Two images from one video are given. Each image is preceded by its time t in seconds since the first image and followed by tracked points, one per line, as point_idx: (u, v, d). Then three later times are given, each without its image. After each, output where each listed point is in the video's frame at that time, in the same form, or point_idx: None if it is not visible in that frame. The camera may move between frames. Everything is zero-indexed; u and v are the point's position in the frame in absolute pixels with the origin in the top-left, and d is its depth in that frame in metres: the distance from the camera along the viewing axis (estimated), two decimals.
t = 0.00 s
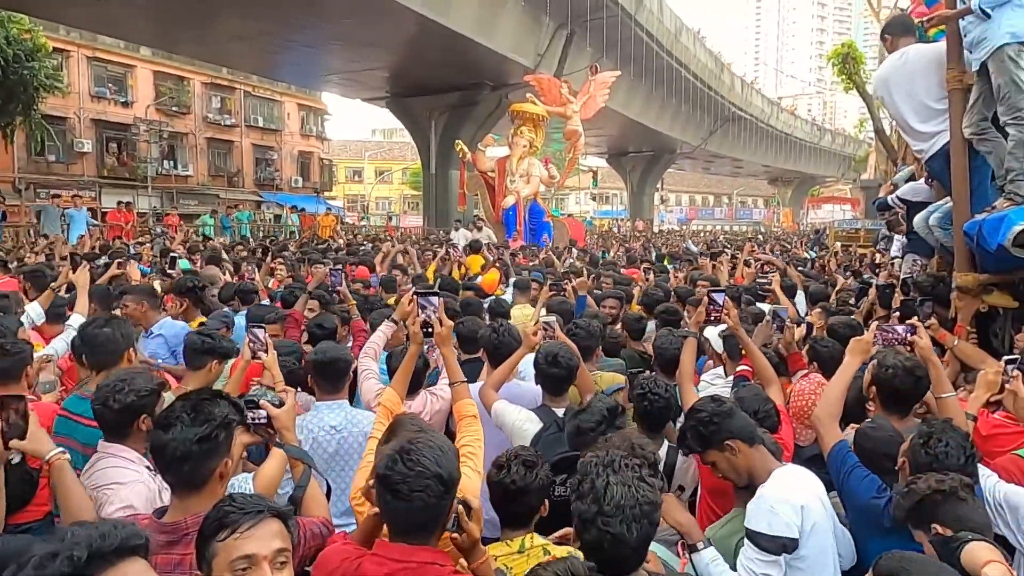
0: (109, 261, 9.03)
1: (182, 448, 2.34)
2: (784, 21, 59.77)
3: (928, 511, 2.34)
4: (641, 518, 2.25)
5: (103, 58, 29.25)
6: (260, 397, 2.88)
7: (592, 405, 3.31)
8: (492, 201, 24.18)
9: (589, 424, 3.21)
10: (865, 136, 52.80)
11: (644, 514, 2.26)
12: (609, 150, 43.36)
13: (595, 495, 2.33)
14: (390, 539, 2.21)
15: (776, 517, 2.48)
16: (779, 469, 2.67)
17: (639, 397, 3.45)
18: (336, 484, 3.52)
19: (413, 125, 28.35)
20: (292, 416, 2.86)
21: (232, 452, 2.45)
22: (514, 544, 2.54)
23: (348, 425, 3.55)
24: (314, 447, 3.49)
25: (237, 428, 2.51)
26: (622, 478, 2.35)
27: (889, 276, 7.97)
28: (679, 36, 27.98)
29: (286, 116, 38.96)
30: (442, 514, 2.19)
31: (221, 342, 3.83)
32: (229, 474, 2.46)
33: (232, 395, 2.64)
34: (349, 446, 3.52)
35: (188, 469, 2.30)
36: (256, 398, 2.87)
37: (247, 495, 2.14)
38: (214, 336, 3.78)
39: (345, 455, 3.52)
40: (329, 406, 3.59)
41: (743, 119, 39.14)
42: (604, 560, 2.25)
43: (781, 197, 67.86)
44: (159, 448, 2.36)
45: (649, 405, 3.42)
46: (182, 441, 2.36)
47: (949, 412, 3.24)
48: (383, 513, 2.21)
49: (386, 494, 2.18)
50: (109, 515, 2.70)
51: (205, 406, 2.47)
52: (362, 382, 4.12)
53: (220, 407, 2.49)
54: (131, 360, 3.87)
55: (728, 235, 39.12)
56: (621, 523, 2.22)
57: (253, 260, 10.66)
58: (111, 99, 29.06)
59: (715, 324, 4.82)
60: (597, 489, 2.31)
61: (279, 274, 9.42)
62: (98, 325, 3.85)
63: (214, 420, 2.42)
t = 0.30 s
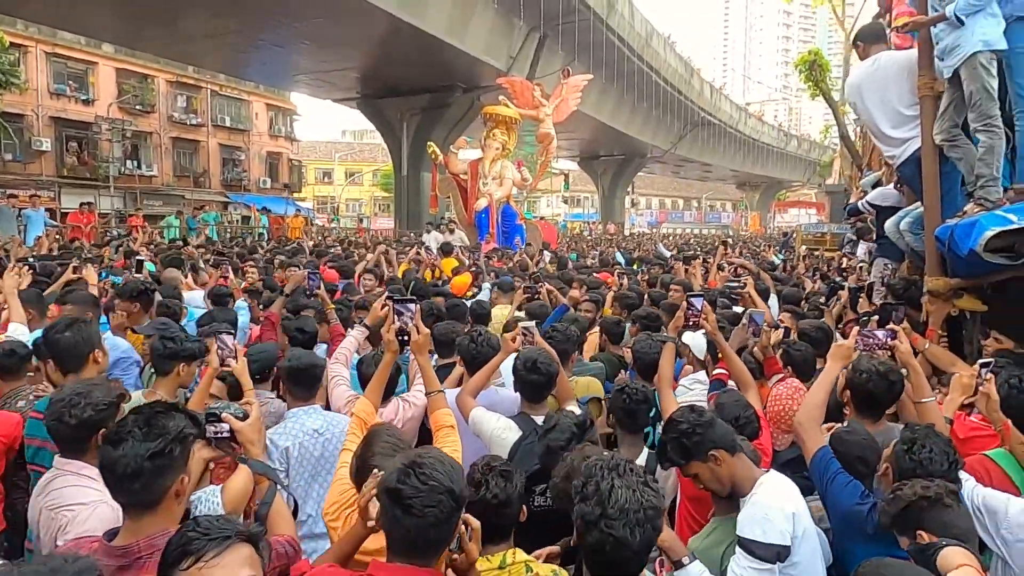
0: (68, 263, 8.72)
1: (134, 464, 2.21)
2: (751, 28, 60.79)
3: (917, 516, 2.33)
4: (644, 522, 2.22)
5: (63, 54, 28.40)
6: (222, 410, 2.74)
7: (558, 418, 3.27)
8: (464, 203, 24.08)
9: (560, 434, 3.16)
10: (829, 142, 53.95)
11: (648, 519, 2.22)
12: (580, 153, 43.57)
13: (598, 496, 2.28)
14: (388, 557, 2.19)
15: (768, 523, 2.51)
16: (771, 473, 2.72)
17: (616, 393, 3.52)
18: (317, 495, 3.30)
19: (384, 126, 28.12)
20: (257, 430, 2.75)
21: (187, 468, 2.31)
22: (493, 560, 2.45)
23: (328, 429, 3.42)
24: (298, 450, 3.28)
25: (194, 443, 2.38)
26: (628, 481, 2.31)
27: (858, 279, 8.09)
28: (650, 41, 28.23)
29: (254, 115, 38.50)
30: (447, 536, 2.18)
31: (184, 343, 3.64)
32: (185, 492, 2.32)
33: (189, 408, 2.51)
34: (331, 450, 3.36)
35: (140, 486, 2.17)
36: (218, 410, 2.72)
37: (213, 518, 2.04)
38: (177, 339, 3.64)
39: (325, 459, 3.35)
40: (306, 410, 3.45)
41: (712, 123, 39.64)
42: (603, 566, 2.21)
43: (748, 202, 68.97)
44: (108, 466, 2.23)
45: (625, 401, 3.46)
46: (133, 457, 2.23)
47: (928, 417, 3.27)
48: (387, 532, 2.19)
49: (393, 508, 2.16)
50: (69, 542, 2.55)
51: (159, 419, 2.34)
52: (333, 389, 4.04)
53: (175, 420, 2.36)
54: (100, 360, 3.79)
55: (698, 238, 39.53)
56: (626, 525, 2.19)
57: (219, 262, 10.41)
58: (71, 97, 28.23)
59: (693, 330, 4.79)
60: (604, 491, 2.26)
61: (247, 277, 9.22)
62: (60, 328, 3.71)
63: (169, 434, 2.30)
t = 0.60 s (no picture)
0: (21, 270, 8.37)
1: (57, 491, 2.04)
2: (719, 39, 61.80)
3: (904, 528, 2.29)
4: (647, 533, 2.11)
5: (21, 55, 27.54)
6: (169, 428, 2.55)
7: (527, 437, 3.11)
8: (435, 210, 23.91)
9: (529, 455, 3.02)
10: (795, 151, 55.05)
11: (648, 530, 2.12)
12: (552, 160, 43.71)
13: (600, 506, 2.18)
14: None
15: (747, 535, 2.43)
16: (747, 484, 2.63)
17: (593, 400, 3.44)
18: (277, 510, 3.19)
19: (355, 132, 27.87)
20: (205, 449, 2.50)
21: (121, 493, 2.15)
22: None
23: (279, 439, 3.29)
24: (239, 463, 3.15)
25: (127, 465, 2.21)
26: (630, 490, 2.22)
27: (828, 286, 8.17)
28: (621, 49, 28.47)
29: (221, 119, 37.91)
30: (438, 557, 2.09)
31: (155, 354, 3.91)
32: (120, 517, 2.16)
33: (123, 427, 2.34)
34: (287, 460, 3.25)
35: (64, 516, 2.00)
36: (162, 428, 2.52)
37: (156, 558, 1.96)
38: (150, 351, 3.90)
39: (283, 469, 3.24)
40: (252, 424, 3.31)
41: (681, 132, 40.11)
42: None
43: (716, 209, 69.98)
44: (30, 493, 2.06)
45: (601, 408, 3.39)
46: (57, 484, 2.06)
47: (908, 426, 3.22)
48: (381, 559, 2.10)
49: (395, 525, 2.08)
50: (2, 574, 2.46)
51: (88, 441, 2.17)
52: (297, 400, 3.92)
53: (106, 441, 2.19)
54: (43, 368, 3.63)
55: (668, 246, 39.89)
56: (624, 537, 2.08)
57: (182, 269, 10.11)
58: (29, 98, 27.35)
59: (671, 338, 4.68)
60: (603, 503, 2.16)
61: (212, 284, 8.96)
62: None
63: (97, 457, 2.13)
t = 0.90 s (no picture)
0: None
1: None
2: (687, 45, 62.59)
3: (885, 530, 2.29)
4: (653, 527, 2.00)
5: None
6: (121, 436, 2.34)
7: (496, 447, 3.01)
8: (405, 210, 23.71)
9: (498, 467, 2.93)
10: (761, 156, 56.02)
11: (657, 527, 2.00)
12: (522, 162, 43.78)
13: (606, 502, 2.04)
14: None
15: (726, 540, 2.40)
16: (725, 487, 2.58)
17: (573, 402, 3.42)
18: (217, 517, 3.13)
19: (323, 131, 27.50)
20: (160, 460, 2.29)
21: (64, 506, 2.01)
22: None
23: (222, 444, 3.24)
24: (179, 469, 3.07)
25: (72, 474, 2.08)
26: (636, 488, 2.11)
27: (797, 289, 8.28)
28: (591, 53, 28.61)
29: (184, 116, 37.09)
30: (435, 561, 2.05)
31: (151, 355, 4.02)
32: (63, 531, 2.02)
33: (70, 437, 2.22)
34: (229, 465, 3.20)
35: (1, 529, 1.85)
36: (114, 438, 2.32)
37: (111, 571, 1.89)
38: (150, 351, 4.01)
39: (225, 475, 3.19)
40: (196, 427, 3.24)
41: (650, 136, 40.52)
42: None
43: (683, 213, 70.87)
44: None
45: (581, 410, 3.37)
46: None
47: (886, 429, 3.25)
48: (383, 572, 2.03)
49: (392, 528, 2.03)
50: None
51: (29, 450, 2.05)
52: (264, 404, 3.80)
53: (49, 449, 2.08)
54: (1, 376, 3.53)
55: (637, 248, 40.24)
56: (634, 532, 1.96)
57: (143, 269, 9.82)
58: None
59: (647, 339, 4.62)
60: (610, 499, 2.02)
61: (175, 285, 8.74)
62: None
63: (39, 466, 2.00)
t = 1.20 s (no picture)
0: None
1: None
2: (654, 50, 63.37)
3: (840, 525, 2.39)
4: (636, 524, 1.90)
5: None
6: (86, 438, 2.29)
7: (466, 449, 3.00)
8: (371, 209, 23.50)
9: (467, 471, 2.91)
10: (724, 162, 57.02)
11: (638, 523, 1.90)
12: (489, 163, 43.79)
13: (591, 500, 1.92)
14: None
15: (695, 538, 2.43)
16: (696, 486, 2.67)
17: (546, 403, 3.47)
18: (177, 508, 3.11)
19: (288, 128, 27.10)
20: (127, 463, 2.24)
21: (32, 510, 1.98)
22: None
23: (190, 439, 3.20)
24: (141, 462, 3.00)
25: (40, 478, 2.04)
26: (617, 483, 1.99)
27: (760, 292, 8.48)
28: (560, 55, 28.78)
29: (142, 110, 36.14)
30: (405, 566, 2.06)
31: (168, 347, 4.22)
32: (29, 536, 1.98)
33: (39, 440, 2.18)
34: (196, 461, 3.18)
35: None
36: (79, 440, 2.26)
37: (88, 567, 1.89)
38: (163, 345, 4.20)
39: (192, 470, 3.16)
40: (168, 420, 3.20)
41: (617, 139, 40.92)
42: None
43: (648, 216, 71.76)
44: None
45: (554, 411, 3.43)
46: None
47: (850, 430, 3.34)
48: None
49: (360, 532, 2.05)
50: None
51: None
52: (232, 404, 3.77)
53: (19, 451, 2.03)
54: None
55: (603, 250, 40.58)
56: (619, 525, 1.85)
57: (101, 266, 9.55)
58: None
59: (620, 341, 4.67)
60: (593, 493, 1.90)
61: (134, 283, 8.52)
62: None
63: (8, 469, 1.96)
